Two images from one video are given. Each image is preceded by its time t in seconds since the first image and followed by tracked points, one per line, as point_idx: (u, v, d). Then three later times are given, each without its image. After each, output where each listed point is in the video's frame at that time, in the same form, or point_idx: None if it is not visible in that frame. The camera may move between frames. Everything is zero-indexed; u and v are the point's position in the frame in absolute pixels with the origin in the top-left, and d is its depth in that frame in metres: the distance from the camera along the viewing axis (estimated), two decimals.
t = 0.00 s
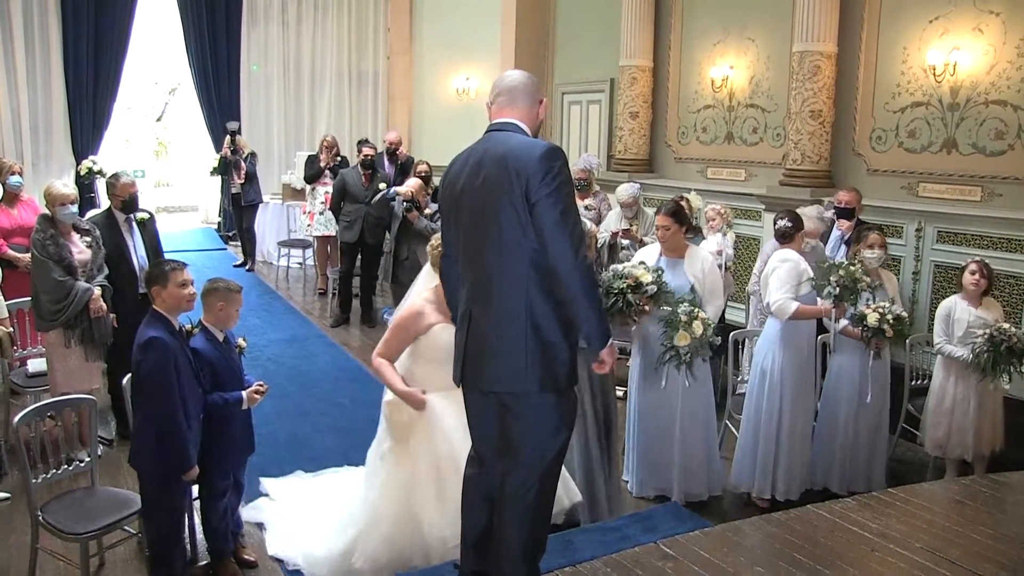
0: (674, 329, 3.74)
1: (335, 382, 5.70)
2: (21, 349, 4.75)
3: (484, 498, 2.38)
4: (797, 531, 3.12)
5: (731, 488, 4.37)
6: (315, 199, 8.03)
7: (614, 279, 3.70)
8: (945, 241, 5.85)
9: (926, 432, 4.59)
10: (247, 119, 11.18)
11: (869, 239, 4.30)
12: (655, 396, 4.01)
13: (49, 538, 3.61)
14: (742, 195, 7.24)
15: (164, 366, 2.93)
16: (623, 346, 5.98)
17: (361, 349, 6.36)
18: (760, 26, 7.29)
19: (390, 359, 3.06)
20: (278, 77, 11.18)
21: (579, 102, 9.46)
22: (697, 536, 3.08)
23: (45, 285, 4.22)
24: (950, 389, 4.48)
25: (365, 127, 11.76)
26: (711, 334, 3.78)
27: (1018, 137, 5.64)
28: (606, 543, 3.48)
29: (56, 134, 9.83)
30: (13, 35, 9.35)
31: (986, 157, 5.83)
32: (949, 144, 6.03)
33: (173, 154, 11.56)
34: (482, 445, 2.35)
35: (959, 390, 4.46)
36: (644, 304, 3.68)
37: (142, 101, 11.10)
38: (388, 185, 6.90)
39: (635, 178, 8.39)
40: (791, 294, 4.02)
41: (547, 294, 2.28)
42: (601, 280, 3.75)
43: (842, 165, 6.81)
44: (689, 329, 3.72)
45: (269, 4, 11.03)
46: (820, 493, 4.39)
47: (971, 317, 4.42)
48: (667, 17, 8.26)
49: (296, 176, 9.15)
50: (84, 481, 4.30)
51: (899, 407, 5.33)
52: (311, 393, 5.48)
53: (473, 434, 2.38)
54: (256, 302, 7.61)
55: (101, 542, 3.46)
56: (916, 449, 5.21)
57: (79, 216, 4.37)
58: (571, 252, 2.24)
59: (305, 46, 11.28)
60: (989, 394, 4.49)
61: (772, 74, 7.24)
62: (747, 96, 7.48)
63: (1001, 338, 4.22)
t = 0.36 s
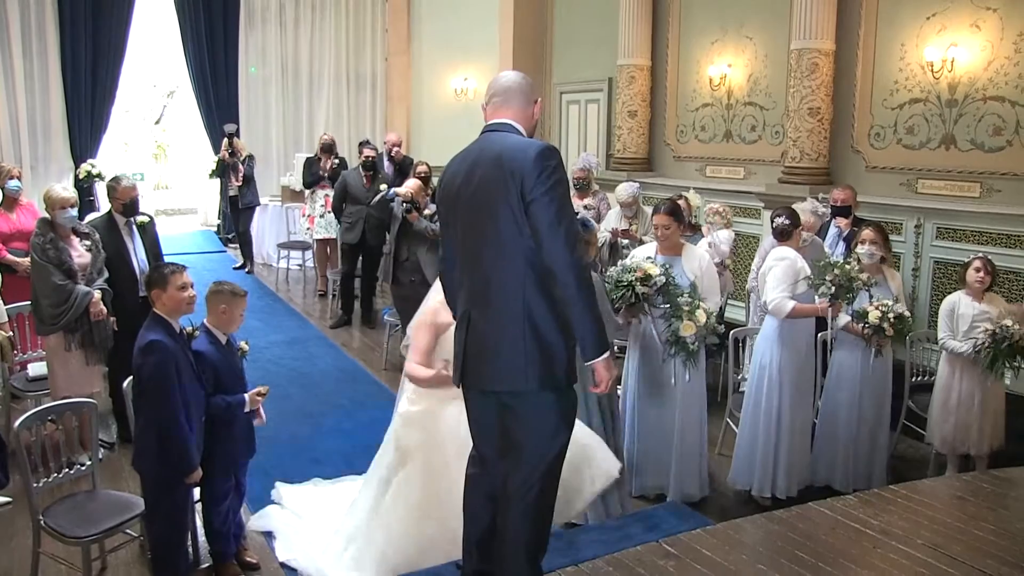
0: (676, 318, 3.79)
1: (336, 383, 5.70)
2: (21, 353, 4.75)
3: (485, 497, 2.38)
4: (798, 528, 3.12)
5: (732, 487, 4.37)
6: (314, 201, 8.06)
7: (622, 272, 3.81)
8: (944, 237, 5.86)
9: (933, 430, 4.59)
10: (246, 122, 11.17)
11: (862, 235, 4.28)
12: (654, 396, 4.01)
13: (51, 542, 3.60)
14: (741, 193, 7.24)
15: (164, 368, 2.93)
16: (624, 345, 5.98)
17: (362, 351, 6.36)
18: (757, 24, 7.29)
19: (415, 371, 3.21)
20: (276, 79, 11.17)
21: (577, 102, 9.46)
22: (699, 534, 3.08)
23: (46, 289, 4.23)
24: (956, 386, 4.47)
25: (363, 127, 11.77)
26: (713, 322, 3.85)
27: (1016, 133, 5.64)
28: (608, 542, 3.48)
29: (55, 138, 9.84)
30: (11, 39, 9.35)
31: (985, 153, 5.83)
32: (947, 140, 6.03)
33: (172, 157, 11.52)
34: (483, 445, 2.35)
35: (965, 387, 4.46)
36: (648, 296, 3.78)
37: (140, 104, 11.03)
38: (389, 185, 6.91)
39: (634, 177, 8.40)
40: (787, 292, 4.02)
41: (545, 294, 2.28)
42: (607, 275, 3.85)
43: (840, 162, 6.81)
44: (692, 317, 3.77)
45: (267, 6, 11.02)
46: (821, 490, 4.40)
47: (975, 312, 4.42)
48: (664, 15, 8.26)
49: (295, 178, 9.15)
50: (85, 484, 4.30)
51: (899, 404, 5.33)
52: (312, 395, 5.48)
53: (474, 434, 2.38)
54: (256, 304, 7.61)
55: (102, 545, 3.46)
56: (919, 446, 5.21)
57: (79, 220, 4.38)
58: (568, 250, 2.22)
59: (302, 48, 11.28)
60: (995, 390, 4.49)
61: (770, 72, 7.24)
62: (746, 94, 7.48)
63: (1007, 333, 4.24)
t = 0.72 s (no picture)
0: (680, 316, 3.79)
1: (338, 384, 5.70)
2: (23, 356, 4.75)
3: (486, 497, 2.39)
4: (801, 527, 3.12)
5: (734, 486, 4.37)
6: (315, 203, 8.08)
7: (622, 273, 3.84)
8: (946, 234, 5.86)
9: (942, 432, 4.56)
10: (246, 123, 11.14)
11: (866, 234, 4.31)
12: (655, 397, 4.00)
13: (54, 545, 3.60)
14: (741, 191, 7.24)
15: (165, 370, 2.93)
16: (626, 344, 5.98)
17: (364, 352, 6.36)
18: (756, 22, 7.29)
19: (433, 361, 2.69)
20: (275, 80, 11.17)
21: (577, 101, 9.46)
22: (701, 533, 3.08)
23: (48, 293, 4.23)
24: (964, 383, 4.48)
25: (363, 128, 11.78)
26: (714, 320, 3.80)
27: (1016, 129, 5.64)
28: (610, 542, 3.48)
29: (55, 140, 9.85)
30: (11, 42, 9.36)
31: (985, 149, 5.83)
32: (947, 136, 6.03)
33: (172, 159, 11.72)
34: (484, 446, 2.35)
35: (973, 384, 4.47)
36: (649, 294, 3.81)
37: (140, 107, 11.14)
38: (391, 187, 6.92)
39: (634, 176, 8.40)
40: (783, 293, 4.03)
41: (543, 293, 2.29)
42: (608, 275, 3.88)
43: (840, 160, 6.81)
44: (694, 314, 3.76)
45: (267, 8, 11.02)
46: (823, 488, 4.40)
47: (977, 307, 4.43)
48: (664, 14, 8.25)
49: (295, 179, 9.15)
50: (88, 487, 4.30)
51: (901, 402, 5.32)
52: (314, 397, 5.48)
53: (473, 434, 2.38)
54: (257, 306, 7.62)
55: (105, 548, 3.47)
56: (921, 443, 5.21)
57: (80, 223, 4.38)
58: (564, 248, 2.23)
59: (302, 49, 11.28)
60: (998, 385, 4.49)
61: (770, 70, 7.23)
62: (745, 92, 7.48)
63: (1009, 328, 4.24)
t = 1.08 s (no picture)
0: (677, 314, 3.77)
1: (339, 386, 5.70)
2: (25, 358, 4.76)
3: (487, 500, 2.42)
4: (802, 529, 3.12)
5: (736, 488, 4.37)
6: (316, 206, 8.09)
7: (628, 274, 3.81)
8: (947, 235, 5.86)
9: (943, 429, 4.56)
10: (246, 125, 11.15)
11: (881, 243, 4.31)
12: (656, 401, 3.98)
13: (55, 547, 3.61)
14: (742, 192, 7.24)
15: (166, 372, 2.95)
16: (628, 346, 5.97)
17: (365, 354, 6.36)
18: (757, 22, 7.29)
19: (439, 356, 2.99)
20: (276, 82, 11.18)
21: (577, 103, 9.46)
22: (703, 536, 3.08)
23: (49, 295, 4.23)
24: (967, 383, 4.47)
25: (364, 129, 11.77)
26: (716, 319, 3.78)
27: (1017, 130, 5.63)
28: (612, 545, 3.48)
29: (57, 143, 9.86)
30: (12, 45, 9.37)
31: (986, 150, 5.82)
32: (948, 137, 6.02)
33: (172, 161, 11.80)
34: (486, 449, 2.35)
35: (976, 385, 4.46)
36: (655, 294, 3.78)
37: (141, 109, 11.21)
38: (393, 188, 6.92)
39: (635, 178, 8.40)
40: (786, 295, 4.03)
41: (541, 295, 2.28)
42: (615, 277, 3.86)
43: (841, 161, 6.80)
44: (691, 314, 3.75)
45: (268, 10, 11.03)
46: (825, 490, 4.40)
47: (982, 308, 4.43)
48: (664, 15, 8.25)
49: (296, 181, 9.16)
50: (90, 489, 4.31)
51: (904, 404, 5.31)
52: (316, 399, 5.48)
53: (473, 438, 2.39)
54: (258, 308, 7.63)
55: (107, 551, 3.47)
56: (924, 445, 5.21)
57: (83, 226, 4.40)
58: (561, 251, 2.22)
59: (303, 50, 11.30)
60: (1002, 385, 4.50)
61: (770, 71, 7.23)
62: (746, 93, 7.48)
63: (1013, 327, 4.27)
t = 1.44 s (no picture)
0: (693, 327, 3.78)
1: (341, 396, 5.69)
2: (27, 368, 4.75)
3: (492, 510, 2.40)
4: (806, 539, 3.11)
5: (740, 499, 4.35)
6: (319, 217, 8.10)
7: (641, 281, 3.84)
8: (949, 246, 5.85)
9: (947, 441, 4.57)
10: (249, 136, 11.18)
11: (878, 245, 4.32)
12: (661, 410, 3.99)
13: (57, 557, 3.59)
14: (744, 203, 7.25)
15: (167, 382, 2.94)
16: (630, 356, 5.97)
17: (367, 364, 6.35)
18: (758, 33, 7.32)
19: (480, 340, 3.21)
20: (279, 93, 11.21)
21: (579, 113, 9.49)
22: (707, 545, 3.06)
23: (52, 305, 4.22)
24: (972, 394, 4.48)
25: (366, 140, 11.81)
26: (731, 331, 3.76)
27: (1020, 140, 5.64)
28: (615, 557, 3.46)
29: (60, 154, 9.88)
30: (16, 56, 9.39)
31: (988, 160, 5.83)
32: (951, 148, 6.03)
33: (175, 171, 11.57)
34: (491, 458, 2.34)
35: (981, 395, 4.46)
36: (667, 304, 3.79)
37: (144, 120, 11.01)
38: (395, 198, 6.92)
39: (637, 188, 8.41)
40: (791, 307, 4.01)
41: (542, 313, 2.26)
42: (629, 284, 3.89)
43: (843, 172, 6.81)
44: (708, 326, 3.74)
45: (270, 21, 11.08)
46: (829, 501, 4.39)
47: (988, 320, 4.46)
48: (666, 26, 8.28)
49: (298, 192, 9.16)
50: (91, 499, 4.30)
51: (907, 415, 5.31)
52: (319, 409, 5.47)
53: (476, 450, 2.38)
54: (260, 318, 7.62)
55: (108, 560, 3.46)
56: (927, 456, 5.19)
57: (88, 237, 4.42)
58: (564, 269, 2.19)
59: (305, 61, 11.34)
60: (1008, 396, 4.48)
61: (772, 83, 7.25)
62: (748, 104, 7.50)
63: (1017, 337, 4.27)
